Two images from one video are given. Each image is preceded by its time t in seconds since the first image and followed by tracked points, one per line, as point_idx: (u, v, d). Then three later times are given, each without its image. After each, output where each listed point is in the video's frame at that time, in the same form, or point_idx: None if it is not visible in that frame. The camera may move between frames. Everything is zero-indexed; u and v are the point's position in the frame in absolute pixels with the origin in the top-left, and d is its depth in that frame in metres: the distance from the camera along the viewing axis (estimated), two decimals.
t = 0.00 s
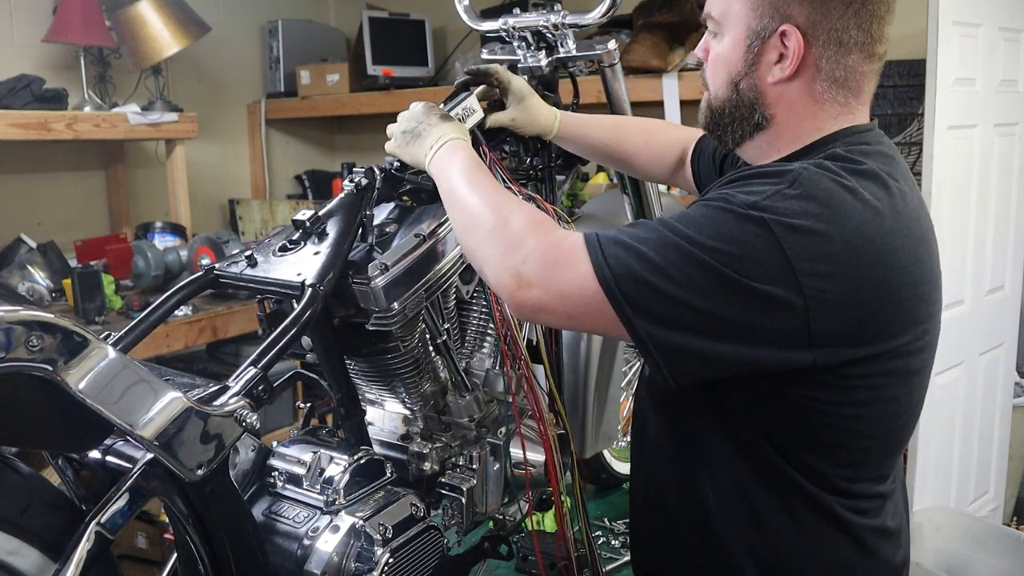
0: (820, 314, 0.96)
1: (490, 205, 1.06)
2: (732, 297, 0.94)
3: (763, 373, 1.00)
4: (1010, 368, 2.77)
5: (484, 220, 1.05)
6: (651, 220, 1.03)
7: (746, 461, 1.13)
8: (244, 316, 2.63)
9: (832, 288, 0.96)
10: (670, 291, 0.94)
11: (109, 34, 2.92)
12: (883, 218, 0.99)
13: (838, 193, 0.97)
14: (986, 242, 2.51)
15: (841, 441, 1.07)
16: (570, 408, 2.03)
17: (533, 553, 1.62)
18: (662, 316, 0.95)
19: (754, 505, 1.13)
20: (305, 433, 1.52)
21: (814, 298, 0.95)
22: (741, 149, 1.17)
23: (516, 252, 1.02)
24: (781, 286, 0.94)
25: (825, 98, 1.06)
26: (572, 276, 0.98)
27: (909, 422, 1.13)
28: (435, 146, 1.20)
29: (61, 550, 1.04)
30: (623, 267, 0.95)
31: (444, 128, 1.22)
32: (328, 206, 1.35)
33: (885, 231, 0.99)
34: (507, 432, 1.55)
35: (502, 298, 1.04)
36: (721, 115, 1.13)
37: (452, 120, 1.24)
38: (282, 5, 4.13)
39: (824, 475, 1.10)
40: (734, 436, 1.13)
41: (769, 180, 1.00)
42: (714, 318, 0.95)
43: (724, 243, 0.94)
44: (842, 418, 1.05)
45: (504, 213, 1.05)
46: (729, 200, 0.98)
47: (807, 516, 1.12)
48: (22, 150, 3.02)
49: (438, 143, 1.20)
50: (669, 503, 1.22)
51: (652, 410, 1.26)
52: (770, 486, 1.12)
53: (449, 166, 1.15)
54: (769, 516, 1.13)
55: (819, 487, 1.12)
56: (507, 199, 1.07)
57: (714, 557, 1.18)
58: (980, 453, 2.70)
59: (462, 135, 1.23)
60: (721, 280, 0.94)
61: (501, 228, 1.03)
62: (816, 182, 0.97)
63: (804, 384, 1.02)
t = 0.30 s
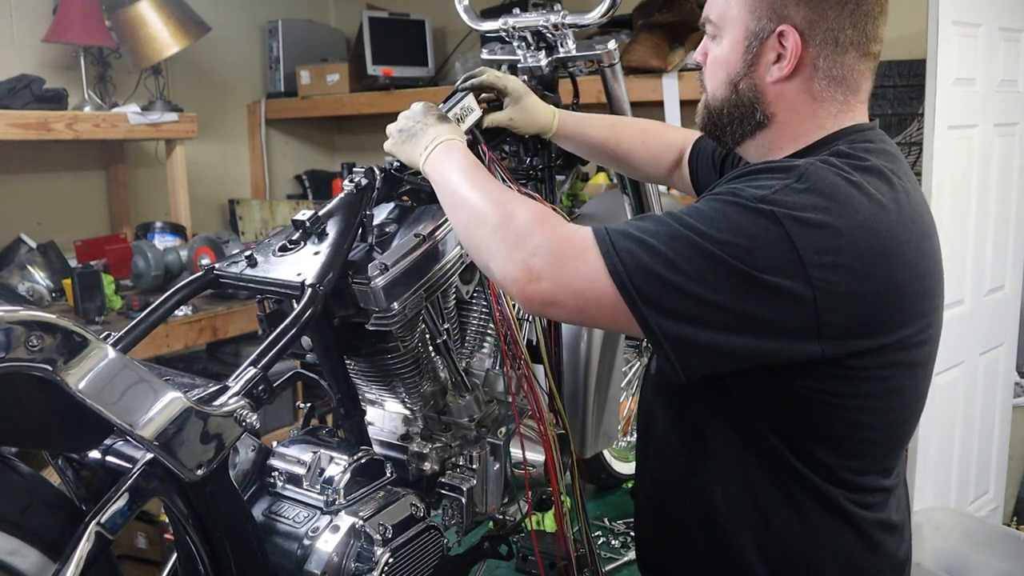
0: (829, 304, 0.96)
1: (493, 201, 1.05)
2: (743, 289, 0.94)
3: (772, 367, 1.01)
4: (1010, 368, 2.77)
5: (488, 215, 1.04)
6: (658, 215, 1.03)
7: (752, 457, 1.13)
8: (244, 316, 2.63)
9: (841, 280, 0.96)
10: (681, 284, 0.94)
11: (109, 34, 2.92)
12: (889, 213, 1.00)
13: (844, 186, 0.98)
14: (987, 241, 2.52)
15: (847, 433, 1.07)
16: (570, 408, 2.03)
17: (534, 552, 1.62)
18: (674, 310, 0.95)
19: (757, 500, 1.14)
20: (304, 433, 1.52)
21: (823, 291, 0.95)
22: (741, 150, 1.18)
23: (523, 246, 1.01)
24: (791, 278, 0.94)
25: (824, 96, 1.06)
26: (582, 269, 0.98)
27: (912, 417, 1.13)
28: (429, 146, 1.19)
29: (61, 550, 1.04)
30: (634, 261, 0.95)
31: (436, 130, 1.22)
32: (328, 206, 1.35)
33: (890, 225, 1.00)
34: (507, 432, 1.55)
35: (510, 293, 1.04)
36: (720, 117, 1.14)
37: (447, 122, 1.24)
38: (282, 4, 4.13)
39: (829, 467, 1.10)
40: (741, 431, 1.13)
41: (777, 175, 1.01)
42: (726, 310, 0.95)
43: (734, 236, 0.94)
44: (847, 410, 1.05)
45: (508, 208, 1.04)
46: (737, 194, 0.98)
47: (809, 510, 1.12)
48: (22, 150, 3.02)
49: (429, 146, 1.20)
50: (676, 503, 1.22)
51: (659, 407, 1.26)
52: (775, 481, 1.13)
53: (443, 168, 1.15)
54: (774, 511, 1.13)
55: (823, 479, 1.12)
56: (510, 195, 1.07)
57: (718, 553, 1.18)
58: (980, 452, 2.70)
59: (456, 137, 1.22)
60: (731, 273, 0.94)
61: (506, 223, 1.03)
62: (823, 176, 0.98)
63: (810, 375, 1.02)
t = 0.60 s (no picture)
0: (826, 302, 0.96)
1: (491, 200, 1.04)
2: (741, 287, 0.94)
3: (770, 364, 1.00)
4: (1010, 368, 2.77)
5: (487, 214, 1.04)
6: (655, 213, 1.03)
7: (751, 455, 1.13)
8: (244, 316, 2.63)
9: (837, 278, 0.96)
10: (679, 282, 0.94)
11: (109, 34, 2.92)
12: (885, 210, 1.00)
13: (841, 184, 0.98)
14: (987, 241, 2.51)
15: (844, 430, 1.07)
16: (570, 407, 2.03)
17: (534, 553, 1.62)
18: (673, 307, 0.95)
19: (757, 497, 1.14)
20: (305, 433, 1.52)
21: (821, 289, 0.95)
22: (740, 153, 1.18)
23: (522, 245, 1.00)
24: (788, 275, 0.94)
25: (819, 97, 1.07)
26: (582, 268, 0.97)
27: (909, 414, 1.13)
28: (426, 146, 1.19)
29: (62, 550, 1.04)
30: (633, 259, 0.95)
31: (436, 130, 1.21)
32: (328, 206, 1.35)
33: (887, 223, 1.00)
34: (507, 432, 1.55)
35: (509, 292, 1.03)
36: (717, 122, 1.14)
37: (446, 122, 1.24)
38: (282, 4, 4.13)
39: (826, 464, 1.10)
40: (739, 429, 1.13)
41: (774, 174, 1.01)
42: (724, 308, 0.95)
43: (732, 233, 0.95)
44: (845, 407, 1.05)
45: (507, 207, 1.03)
46: (735, 191, 0.98)
47: (807, 509, 1.13)
48: (22, 150, 3.03)
49: (428, 145, 1.19)
50: (677, 504, 1.22)
51: (658, 405, 1.26)
52: (774, 479, 1.13)
53: (441, 168, 1.14)
54: (773, 509, 1.13)
55: (820, 476, 1.12)
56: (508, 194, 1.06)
57: (719, 552, 1.18)
58: (980, 452, 2.70)
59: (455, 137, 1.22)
60: (729, 270, 0.94)
61: (505, 221, 1.02)
62: (820, 174, 0.98)
63: (809, 372, 1.02)
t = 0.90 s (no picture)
0: (818, 308, 0.96)
1: (493, 214, 1.05)
2: (733, 296, 0.94)
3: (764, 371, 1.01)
4: (1010, 368, 2.77)
5: (488, 227, 1.04)
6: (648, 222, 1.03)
7: (738, 458, 1.13)
8: (244, 316, 2.63)
9: (829, 284, 0.96)
10: (671, 292, 0.94)
11: (109, 34, 2.92)
12: (877, 214, 1.01)
13: (832, 191, 0.98)
14: (986, 242, 2.51)
15: (834, 432, 1.07)
16: (570, 408, 2.04)
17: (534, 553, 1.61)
18: (665, 317, 0.95)
19: (752, 499, 1.14)
20: (304, 433, 1.52)
21: (813, 295, 0.95)
22: (735, 155, 1.18)
23: (519, 259, 1.00)
24: (780, 282, 0.94)
25: (813, 99, 1.07)
26: (577, 283, 0.97)
27: (902, 416, 1.13)
28: (444, 154, 1.19)
29: (62, 550, 1.04)
30: (626, 269, 0.95)
31: (460, 140, 1.22)
32: (328, 206, 1.35)
33: (879, 227, 1.00)
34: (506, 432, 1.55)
35: (504, 305, 1.03)
36: (712, 126, 1.14)
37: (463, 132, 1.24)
38: (282, 4, 4.13)
39: (817, 465, 1.10)
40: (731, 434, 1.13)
41: (764, 179, 1.01)
42: (717, 317, 0.95)
43: (723, 241, 0.95)
44: (837, 409, 1.05)
45: (507, 219, 1.04)
46: (726, 200, 0.98)
47: (800, 512, 1.12)
48: (22, 150, 3.03)
49: (446, 153, 1.19)
50: (676, 506, 1.22)
51: (654, 406, 1.26)
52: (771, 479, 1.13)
53: (452, 180, 1.14)
54: (764, 513, 1.13)
55: (811, 478, 1.12)
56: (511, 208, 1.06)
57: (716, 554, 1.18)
58: (980, 452, 2.70)
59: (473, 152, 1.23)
60: (721, 279, 0.94)
61: (505, 235, 1.02)
62: (810, 181, 0.98)
63: (799, 376, 1.02)
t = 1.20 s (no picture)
0: (803, 315, 0.96)
1: (489, 222, 1.06)
2: (719, 305, 0.95)
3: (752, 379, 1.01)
4: (1010, 368, 2.77)
5: (483, 236, 1.05)
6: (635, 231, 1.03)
7: (727, 458, 1.14)
8: (244, 316, 2.63)
9: (815, 290, 0.96)
10: (656, 303, 0.95)
11: (109, 34, 2.92)
12: (864, 219, 1.00)
13: (818, 198, 0.98)
14: (986, 242, 2.52)
15: (821, 434, 1.07)
16: (569, 408, 2.04)
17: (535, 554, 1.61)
18: (652, 328, 0.95)
19: (745, 497, 1.14)
20: (304, 433, 1.52)
21: (799, 302, 0.95)
22: (728, 156, 1.19)
23: (511, 271, 1.02)
24: (766, 289, 0.94)
25: (807, 104, 1.08)
26: (566, 296, 0.98)
27: (891, 415, 1.13)
28: (447, 154, 1.19)
29: (62, 550, 1.04)
30: (612, 281, 0.96)
31: (462, 137, 1.22)
32: (328, 206, 1.35)
33: (866, 231, 1.00)
34: (506, 432, 1.55)
35: (497, 315, 1.05)
36: (705, 128, 1.15)
37: (464, 131, 1.24)
38: (282, 4, 4.13)
39: (807, 467, 1.10)
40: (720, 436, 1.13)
41: (749, 186, 1.01)
42: (703, 326, 0.95)
43: (708, 251, 0.95)
44: (829, 411, 1.05)
45: (500, 229, 1.05)
46: (712, 209, 0.99)
47: (792, 513, 1.12)
48: (22, 150, 3.03)
49: (448, 153, 1.19)
50: (675, 507, 1.22)
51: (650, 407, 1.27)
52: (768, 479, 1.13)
53: (454, 181, 1.15)
54: (756, 516, 1.14)
55: (800, 480, 1.12)
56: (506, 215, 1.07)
57: (713, 553, 1.18)
58: (980, 452, 2.70)
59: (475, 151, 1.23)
60: (706, 289, 0.94)
61: (499, 245, 1.04)
62: (795, 188, 0.98)
63: (790, 378, 1.02)
